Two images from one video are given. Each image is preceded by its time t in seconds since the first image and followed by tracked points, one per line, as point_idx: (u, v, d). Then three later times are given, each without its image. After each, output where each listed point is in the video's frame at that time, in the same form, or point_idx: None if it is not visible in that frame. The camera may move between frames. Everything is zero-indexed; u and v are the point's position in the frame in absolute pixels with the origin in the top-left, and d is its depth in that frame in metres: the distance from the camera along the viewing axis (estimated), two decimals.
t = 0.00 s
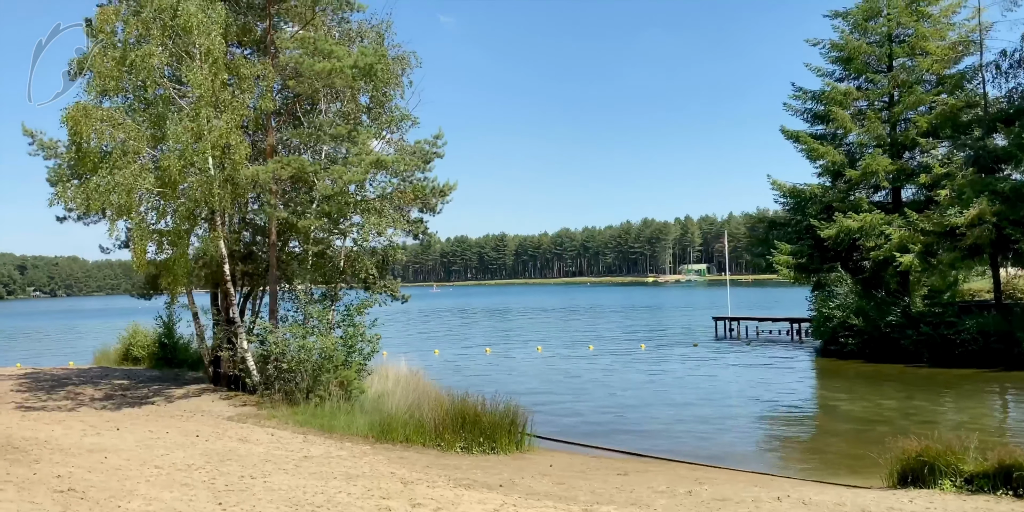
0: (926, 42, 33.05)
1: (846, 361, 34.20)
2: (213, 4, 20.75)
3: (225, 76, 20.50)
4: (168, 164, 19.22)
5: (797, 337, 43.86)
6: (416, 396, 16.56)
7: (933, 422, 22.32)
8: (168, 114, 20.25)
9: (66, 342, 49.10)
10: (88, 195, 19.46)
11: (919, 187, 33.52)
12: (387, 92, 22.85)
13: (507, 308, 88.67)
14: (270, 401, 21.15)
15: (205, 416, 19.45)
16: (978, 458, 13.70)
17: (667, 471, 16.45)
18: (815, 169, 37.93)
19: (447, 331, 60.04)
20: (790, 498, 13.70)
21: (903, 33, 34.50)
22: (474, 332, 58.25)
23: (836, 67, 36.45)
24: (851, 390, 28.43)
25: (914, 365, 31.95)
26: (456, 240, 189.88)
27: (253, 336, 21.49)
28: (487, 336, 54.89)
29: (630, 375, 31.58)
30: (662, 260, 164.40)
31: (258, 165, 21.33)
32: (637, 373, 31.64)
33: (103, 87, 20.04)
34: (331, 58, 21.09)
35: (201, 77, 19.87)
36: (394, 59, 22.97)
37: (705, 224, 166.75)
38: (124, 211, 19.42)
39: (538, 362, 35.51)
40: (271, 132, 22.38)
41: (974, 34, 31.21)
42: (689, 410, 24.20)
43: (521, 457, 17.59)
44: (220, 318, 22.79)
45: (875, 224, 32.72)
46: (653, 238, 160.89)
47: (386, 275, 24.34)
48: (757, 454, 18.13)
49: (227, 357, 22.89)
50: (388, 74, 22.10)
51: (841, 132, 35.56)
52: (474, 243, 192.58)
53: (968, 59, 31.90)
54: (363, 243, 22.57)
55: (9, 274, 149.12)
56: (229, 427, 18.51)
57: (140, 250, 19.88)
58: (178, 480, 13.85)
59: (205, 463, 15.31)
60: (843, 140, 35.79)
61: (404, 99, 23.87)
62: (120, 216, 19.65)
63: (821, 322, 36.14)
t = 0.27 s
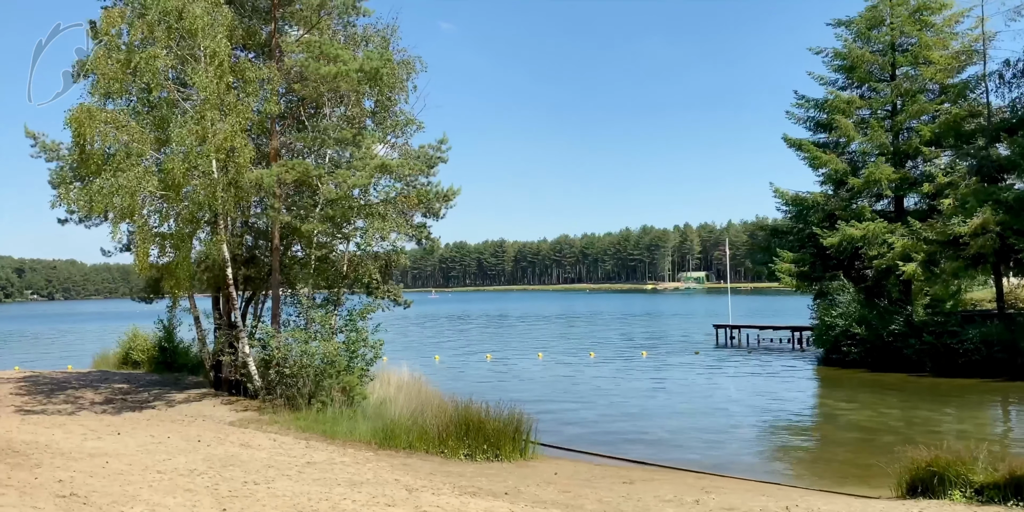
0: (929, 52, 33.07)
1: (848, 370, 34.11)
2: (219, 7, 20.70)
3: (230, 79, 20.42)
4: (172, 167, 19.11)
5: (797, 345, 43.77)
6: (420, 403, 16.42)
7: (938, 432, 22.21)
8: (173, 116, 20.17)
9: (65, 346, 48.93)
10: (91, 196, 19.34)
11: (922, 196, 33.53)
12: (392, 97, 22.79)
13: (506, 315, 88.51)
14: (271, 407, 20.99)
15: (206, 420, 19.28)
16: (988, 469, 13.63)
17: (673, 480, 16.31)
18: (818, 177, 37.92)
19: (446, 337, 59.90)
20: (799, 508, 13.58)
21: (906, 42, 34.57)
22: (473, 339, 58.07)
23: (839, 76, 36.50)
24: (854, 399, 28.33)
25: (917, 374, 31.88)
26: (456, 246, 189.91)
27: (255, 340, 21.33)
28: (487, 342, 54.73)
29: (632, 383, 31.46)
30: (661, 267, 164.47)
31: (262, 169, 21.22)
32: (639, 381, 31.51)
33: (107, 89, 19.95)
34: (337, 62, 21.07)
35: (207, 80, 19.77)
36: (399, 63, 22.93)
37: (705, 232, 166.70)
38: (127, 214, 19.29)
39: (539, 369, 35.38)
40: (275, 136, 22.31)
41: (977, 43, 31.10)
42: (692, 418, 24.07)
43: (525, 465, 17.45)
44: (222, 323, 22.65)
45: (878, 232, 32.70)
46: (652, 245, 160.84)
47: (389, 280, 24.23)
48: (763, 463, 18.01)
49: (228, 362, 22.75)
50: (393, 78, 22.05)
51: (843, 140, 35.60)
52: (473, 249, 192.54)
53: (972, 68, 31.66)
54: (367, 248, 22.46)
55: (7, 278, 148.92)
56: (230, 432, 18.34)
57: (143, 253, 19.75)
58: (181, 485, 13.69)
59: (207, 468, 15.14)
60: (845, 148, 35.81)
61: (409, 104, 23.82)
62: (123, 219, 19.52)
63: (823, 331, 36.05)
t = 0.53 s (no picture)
0: (934, 60, 33.06)
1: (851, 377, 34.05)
2: (227, 8, 20.65)
3: (238, 80, 20.34)
4: (179, 168, 19.03)
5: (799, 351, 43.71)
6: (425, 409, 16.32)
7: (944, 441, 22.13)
8: (179, 118, 20.06)
9: (66, 347, 48.77)
10: (97, 197, 19.26)
11: (926, 204, 33.57)
12: (399, 100, 22.76)
13: (507, 319, 88.43)
14: (275, 409, 20.89)
15: (211, 423, 19.18)
16: (999, 479, 13.56)
17: (681, 487, 16.22)
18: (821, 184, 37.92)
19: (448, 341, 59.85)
20: None
21: (911, 50, 34.60)
22: (475, 343, 58.02)
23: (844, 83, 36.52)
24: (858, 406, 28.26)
25: (921, 382, 31.80)
26: (456, 250, 189.99)
27: (260, 343, 21.25)
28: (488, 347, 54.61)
29: (635, 389, 31.37)
30: (662, 273, 164.50)
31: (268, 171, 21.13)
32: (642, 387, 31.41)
33: (114, 89, 19.88)
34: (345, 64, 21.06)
35: (215, 81, 19.69)
36: (407, 66, 22.89)
37: (705, 238, 166.76)
38: (134, 214, 19.22)
39: (542, 374, 35.28)
40: (282, 138, 22.26)
41: (982, 52, 31.20)
42: (697, 425, 23.98)
43: (532, 470, 17.34)
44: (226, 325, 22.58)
45: (882, 239, 32.65)
46: (653, 251, 160.94)
47: (394, 283, 24.16)
48: (770, 470, 17.92)
49: (232, 364, 22.66)
50: (401, 81, 22.01)
51: (848, 147, 35.62)
52: (474, 254, 192.58)
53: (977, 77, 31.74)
54: (372, 250, 22.40)
55: (7, 278, 148.73)
56: (235, 435, 18.23)
57: (148, 255, 19.64)
58: (187, 489, 13.58)
59: (213, 471, 15.04)
60: (849, 155, 35.81)
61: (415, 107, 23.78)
62: (129, 220, 19.44)
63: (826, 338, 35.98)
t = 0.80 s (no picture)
0: (949, 64, 32.71)
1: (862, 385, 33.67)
2: (238, 8, 20.47)
3: (248, 80, 20.12)
4: (188, 168, 18.80)
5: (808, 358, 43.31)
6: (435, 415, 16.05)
7: (960, 450, 21.74)
8: (189, 118, 19.84)
9: (72, 348, 48.67)
10: (106, 197, 19.08)
11: (940, 210, 33.29)
12: (411, 101, 22.56)
13: (513, 323, 88.15)
14: (283, 414, 20.64)
15: (217, 427, 18.94)
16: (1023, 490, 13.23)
17: (696, 495, 15.93)
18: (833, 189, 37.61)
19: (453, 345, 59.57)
20: None
21: (924, 55, 34.35)
22: (480, 347, 57.70)
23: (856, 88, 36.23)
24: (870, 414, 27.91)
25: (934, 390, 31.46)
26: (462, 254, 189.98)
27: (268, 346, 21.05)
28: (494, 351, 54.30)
29: (644, 395, 31.06)
30: (668, 278, 164.12)
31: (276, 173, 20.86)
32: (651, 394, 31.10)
33: (124, 89, 19.70)
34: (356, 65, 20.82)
35: (225, 81, 19.48)
36: (418, 67, 22.69)
37: (711, 244, 166.21)
38: (142, 215, 19.03)
39: (550, 379, 34.98)
40: (293, 139, 22.11)
41: (997, 57, 31.32)
42: (708, 432, 23.67)
43: (543, 477, 17.05)
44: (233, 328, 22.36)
45: (895, 246, 32.19)
46: (659, 256, 160.66)
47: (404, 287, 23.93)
48: (785, 479, 17.60)
49: (239, 368, 22.42)
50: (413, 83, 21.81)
51: (860, 152, 35.38)
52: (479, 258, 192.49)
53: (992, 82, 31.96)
54: (381, 253, 22.17)
55: (13, 279, 149.18)
56: (242, 440, 17.99)
57: (156, 256, 19.42)
58: (195, 493, 13.34)
59: (221, 476, 14.80)
60: (861, 160, 35.52)
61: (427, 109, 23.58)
62: (137, 220, 19.25)
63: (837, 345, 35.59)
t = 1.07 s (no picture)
0: (971, 64, 32.28)
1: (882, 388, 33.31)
2: (259, 7, 20.51)
3: (268, 79, 20.14)
4: (210, 167, 18.85)
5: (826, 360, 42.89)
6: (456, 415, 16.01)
7: (985, 455, 21.38)
8: (210, 117, 19.89)
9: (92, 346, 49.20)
10: (128, 195, 19.16)
11: (961, 211, 32.85)
12: (430, 100, 22.54)
13: (527, 324, 88.10)
14: (302, 412, 20.67)
15: (237, 425, 18.98)
16: None
17: (717, 498, 15.76)
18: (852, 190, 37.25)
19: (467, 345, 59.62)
20: None
21: (946, 54, 33.94)
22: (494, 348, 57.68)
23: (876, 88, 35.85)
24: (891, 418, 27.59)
25: (955, 393, 31.17)
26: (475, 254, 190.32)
27: (286, 345, 21.08)
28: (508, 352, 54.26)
29: (660, 397, 30.88)
30: (682, 280, 163.43)
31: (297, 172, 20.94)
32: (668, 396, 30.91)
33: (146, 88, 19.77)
34: (376, 65, 20.81)
35: (247, 79, 19.52)
36: (437, 67, 22.66)
37: (725, 245, 165.33)
38: (163, 213, 19.08)
39: (565, 380, 34.87)
40: (312, 138, 22.12)
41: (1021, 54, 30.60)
42: (727, 435, 23.47)
43: (563, 479, 16.94)
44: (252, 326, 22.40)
45: (915, 247, 31.87)
46: (673, 257, 160.10)
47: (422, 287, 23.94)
48: (807, 484, 17.38)
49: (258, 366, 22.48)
50: (432, 82, 21.78)
51: (880, 153, 35.00)
52: (492, 258, 192.71)
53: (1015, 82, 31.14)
54: (400, 253, 22.16)
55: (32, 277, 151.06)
56: (262, 438, 18.01)
57: (176, 255, 19.47)
58: (217, 492, 13.35)
59: (241, 475, 14.80)
60: (881, 161, 35.16)
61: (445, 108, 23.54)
62: (158, 219, 19.32)
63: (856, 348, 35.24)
